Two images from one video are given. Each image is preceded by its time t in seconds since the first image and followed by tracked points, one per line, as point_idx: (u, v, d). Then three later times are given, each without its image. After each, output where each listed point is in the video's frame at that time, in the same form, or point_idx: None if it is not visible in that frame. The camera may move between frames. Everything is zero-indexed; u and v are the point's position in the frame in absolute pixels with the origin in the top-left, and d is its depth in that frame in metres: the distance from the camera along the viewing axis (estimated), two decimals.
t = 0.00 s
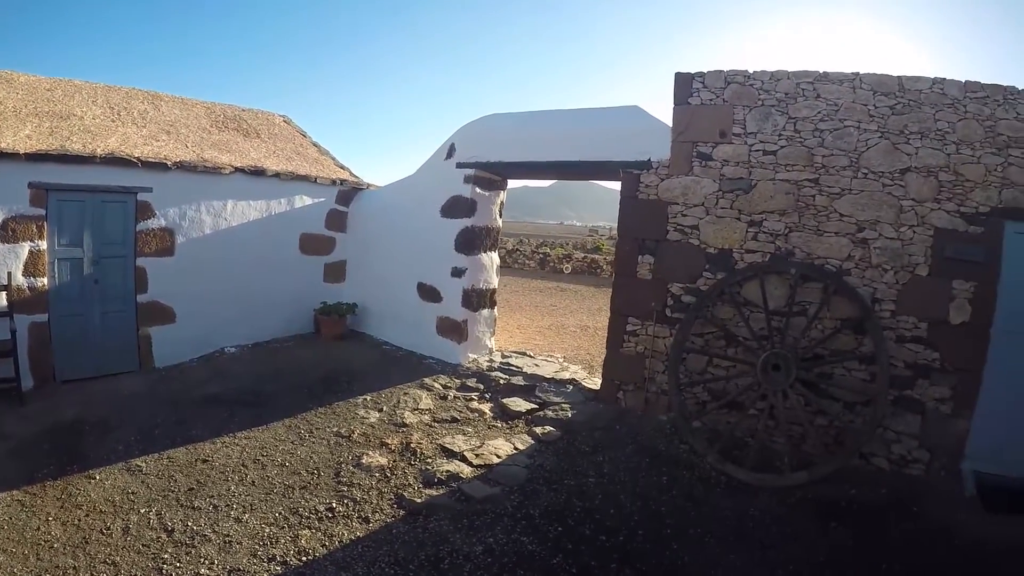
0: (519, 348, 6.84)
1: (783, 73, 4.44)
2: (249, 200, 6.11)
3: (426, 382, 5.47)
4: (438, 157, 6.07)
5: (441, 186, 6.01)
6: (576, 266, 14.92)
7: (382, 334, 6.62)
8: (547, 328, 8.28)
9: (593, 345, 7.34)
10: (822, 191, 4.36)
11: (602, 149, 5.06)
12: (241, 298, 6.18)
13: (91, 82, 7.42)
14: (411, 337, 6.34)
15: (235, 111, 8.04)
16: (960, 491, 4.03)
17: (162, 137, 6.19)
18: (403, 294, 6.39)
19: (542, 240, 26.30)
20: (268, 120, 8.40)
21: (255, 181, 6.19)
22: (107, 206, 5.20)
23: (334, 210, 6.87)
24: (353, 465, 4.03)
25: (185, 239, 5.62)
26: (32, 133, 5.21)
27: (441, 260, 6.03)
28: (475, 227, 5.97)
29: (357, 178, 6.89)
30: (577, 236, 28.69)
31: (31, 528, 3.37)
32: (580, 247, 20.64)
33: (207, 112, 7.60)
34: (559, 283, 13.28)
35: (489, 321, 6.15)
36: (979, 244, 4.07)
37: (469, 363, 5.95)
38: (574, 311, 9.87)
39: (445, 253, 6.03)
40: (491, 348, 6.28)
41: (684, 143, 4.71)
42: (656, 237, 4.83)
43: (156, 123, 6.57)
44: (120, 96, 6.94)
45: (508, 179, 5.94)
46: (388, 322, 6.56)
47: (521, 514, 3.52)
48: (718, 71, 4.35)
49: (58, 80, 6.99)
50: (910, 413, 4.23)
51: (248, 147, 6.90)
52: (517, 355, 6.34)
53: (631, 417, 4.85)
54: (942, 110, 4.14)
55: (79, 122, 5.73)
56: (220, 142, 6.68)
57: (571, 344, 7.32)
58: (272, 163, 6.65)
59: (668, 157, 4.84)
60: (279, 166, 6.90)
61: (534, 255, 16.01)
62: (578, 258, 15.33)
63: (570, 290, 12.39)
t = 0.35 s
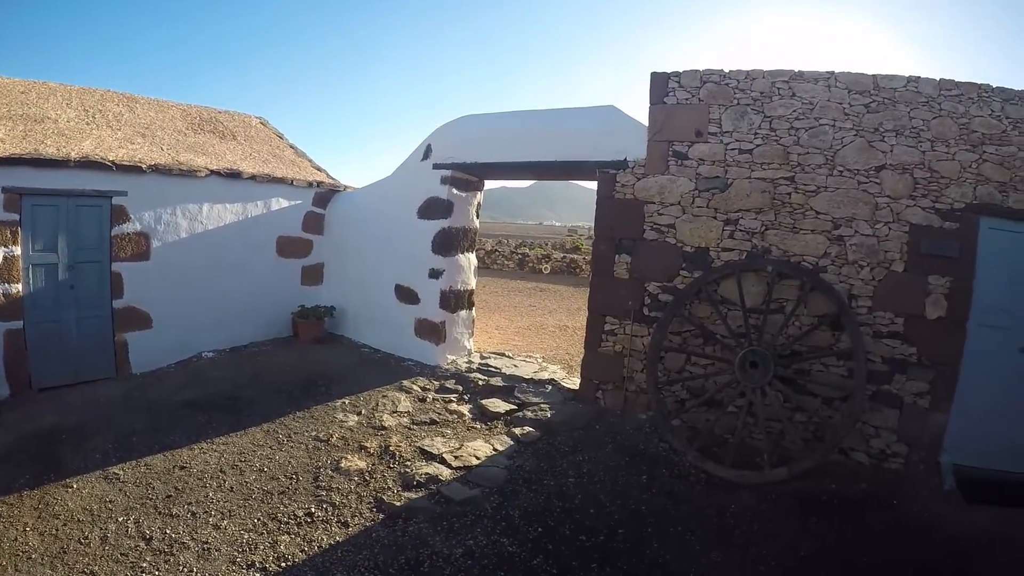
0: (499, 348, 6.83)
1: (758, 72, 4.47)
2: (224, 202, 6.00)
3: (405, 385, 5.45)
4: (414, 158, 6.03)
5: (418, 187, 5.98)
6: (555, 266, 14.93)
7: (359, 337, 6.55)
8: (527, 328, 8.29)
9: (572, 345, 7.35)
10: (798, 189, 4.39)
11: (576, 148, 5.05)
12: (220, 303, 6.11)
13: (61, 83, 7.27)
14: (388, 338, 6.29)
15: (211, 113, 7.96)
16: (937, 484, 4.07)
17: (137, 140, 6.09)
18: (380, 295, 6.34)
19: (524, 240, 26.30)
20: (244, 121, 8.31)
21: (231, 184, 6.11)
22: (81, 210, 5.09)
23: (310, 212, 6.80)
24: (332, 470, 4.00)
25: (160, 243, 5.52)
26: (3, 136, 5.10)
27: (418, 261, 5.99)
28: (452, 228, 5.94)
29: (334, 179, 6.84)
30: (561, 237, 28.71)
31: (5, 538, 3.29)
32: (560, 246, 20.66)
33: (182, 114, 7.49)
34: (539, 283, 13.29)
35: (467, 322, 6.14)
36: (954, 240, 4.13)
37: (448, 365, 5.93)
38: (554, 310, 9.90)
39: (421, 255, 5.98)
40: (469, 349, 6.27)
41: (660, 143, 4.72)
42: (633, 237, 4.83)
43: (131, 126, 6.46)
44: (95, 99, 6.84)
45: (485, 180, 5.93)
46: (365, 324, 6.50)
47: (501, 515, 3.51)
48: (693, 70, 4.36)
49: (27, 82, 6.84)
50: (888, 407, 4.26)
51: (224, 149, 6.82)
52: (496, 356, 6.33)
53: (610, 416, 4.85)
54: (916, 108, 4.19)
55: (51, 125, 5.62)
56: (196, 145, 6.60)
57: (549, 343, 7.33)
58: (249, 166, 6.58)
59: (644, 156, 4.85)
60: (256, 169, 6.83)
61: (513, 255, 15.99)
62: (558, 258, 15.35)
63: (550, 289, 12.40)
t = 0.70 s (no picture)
0: (478, 349, 6.83)
1: (734, 71, 4.49)
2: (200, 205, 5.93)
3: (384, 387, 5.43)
4: (392, 159, 6.01)
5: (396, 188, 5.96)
6: (535, 266, 14.96)
7: (337, 340, 6.52)
8: (507, 328, 8.30)
9: (551, 344, 7.37)
10: (774, 187, 4.42)
11: (553, 146, 5.11)
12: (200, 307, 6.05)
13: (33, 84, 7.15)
14: (367, 340, 6.25)
15: (188, 114, 7.88)
16: (915, 476, 4.12)
17: (113, 143, 6.02)
18: (359, 297, 6.30)
19: (506, 240, 26.29)
20: (222, 123, 8.24)
21: (208, 187, 6.05)
22: (55, 214, 5.00)
23: (288, 214, 6.76)
24: (311, 473, 3.98)
25: (136, 247, 5.45)
26: None
27: (395, 263, 5.96)
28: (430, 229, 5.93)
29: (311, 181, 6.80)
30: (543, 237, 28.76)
31: None
32: (541, 246, 20.70)
33: (158, 116, 7.41)
34: (518, 283, 13.31)
35: (446, 323, 6.13)
36: (928, 235, 4.19)
37: (427, 366, 5.91)
38: (534, 310, 9.93)
39: (398, 256, 5.95)
40: (448, 350, 6.27)
41: (637, 141, 4.73)
42: (610, 236, 4.84)
43: (106, 128, 6.38)
44: (70, 100, 6.75)
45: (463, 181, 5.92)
46: (344, 327, 6.47)
47: (481, 516, 3.50)
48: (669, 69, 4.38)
49: None
50: (866, 402, 4.30)
51: (201, 152, 6.76)
52: (475, 357, 6.33)
53: (589, 415, 4.85)
54: (890, 106, 4.25)
55: (24, 128, 5.52)
56: (172, 147, 6.53)
57: (528, 343, 7.34)
58: (226, 168, 6.52)
59: (621, 155, 4.85)
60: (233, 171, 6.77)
61: (492, 255, 15.99)
62: (537, 258, 15.38)
63: (529, 289, 12.42)
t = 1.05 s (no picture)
0: (461, 353, 6.84)
1: (711, 72, 4.52)
2: (183, 215, 5.93)
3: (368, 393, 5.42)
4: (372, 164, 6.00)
5: (377, 193, 5.95)
6: (518, 269, 15.02)
7: (320, 346, 6.50)
8: (491, 332, 8.33)
9: (534, 347, 7.39)
10: (753, 186, 4.45)
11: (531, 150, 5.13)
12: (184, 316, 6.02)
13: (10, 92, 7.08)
14: (350, 346, 6.24)
15: (168, 122, 7.85)
16: (899, 470, 4.16)
17: (92, 152, 5.97)
18: (342, 302, 6.28)
19: (492, 243, 26.34)
20: (202, 130, 8.22)
21: (189, 195, 6.02)
22: (34, 225, 4.93)
23: (269, 221, 6.74)
24: (295, 481, 3.97)
25: (118, 257, 5.40)
26: None
27: (377, 268, 5.95)
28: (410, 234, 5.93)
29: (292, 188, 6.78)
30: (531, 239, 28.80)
31: None
32: (525, 249, 20.74)
33: (138, 124, 7.37)
34: (501, 286, 13.34)
35: (429, 327, 6.14)
36: (907, 232, 4.24)
37: (411, 371, 5.91)
38: (517, 313, 9.97)
39: (380, 261, 5.94)
40: (432, 355, 6.28)
41: (616, 143, 4.75)
42: (590, 238, 4.85)
43: (85, 136, 6.34)
44: (49, 109, 6.71)
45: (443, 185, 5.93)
46: (327, 333, 6.45)
47: (466, 520, 3.50)
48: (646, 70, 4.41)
49: None
50: (848, 398, 4.34)
51: (181, 160, 6.74)
52: (459, 361, 6.34)
53: (573, 417, 4.87)
54: (868, 104, 4.29)
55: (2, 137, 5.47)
56: (152, 155, 6.50)
57: (511, 347, 7.36)
58: (207, 175, 6.49)
59: (600, 157, 4.87)
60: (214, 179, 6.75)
61: (476, 259, 15.99)
62: (520, 261, 15.42)
63: (512, 292, 12.46)
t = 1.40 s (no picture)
0: (446, 352, 6.83)
1: (695, 70, 4.54)
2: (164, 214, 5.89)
3: (351, 392, 5.40)
4: (355, 163, 5.98)
5: (360, 192, 5.93)
6: (503, 267, 15.06)
7: (304, 346, 6.48)
8: (476, 330, 8.35)
9: (519, 346, 7.41)
10: (736, 184, 4.47)
11: (514, 148, 5.15)
12: (168, 317, 5.98)
13: None
14: (334, 346, 6.21)
15: (152, 121, 7.80)
16: (882, 465, 4.18)
17: (74, 151, 5.93)
18: (326, 302, 6.25)
19: (480, 242, 26.38)
20: (185, 130, 8.18)
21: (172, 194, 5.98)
22: (15, 224, 4.86)
23: (253, 220, 6.71)
24: (279, 481, 3.95)
25: (100, 257, 5.36)
26: None
27: (361, 267, 5.94)
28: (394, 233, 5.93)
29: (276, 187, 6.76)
30: (520, 238, 28.80)
31: None
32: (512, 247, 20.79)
33: (121, 123, 7.32)
34: (487, 285, 13.36)
35: (413, 326, 6.15)
36: (891, 229, 4.27)
37: (395, 370, 5.90)
38: (503, 312, 10.00)
39: (363, 260, 5.92)
40: (416, 354, 6.28)
41: (599, 141, 4.76)
42: (573, 236, 4.85)
43: (67, 136, 6.29)
44: (31, 108, 6.66)
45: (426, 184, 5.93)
46: (310, 333, 6.43)
47: (450, 519, 3.50)
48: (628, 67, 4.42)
49: None
50: (832, 394, 4.36)
51: (164, 159, 6.70)
52: (443, 360, 6.35)
53: (557, 415, 4.87)
54: (851, 102, 4.32)
55: None
56: (135, 155, 6.46)
57: (496, 345, 7.38)
58: (190, 175, 6.46)
59: (583, 155, 4.88)
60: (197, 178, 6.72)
61: (461, 257, 15.99)
62: (506, 259, 15.45)
63: (498, 291, 12.48)
